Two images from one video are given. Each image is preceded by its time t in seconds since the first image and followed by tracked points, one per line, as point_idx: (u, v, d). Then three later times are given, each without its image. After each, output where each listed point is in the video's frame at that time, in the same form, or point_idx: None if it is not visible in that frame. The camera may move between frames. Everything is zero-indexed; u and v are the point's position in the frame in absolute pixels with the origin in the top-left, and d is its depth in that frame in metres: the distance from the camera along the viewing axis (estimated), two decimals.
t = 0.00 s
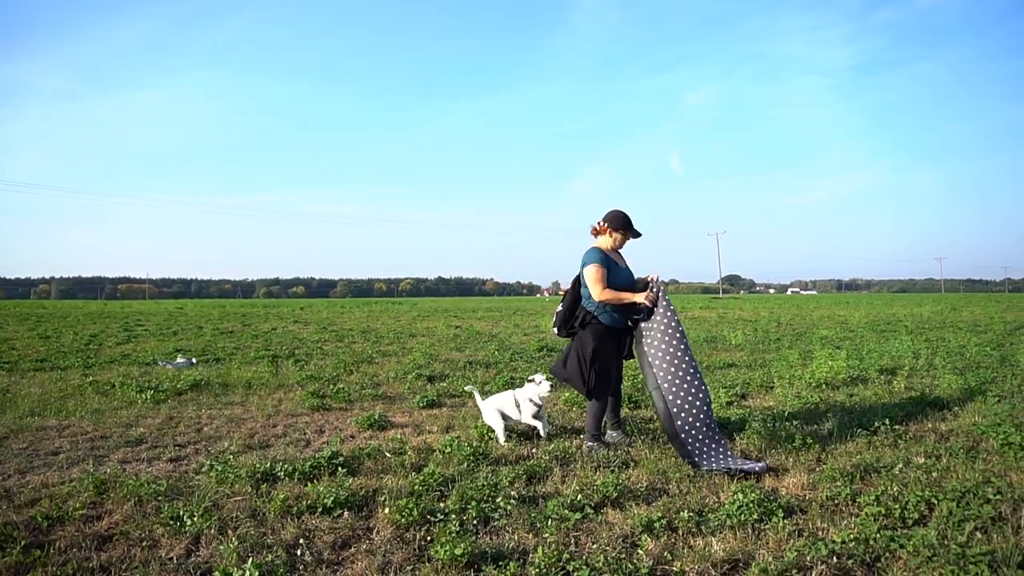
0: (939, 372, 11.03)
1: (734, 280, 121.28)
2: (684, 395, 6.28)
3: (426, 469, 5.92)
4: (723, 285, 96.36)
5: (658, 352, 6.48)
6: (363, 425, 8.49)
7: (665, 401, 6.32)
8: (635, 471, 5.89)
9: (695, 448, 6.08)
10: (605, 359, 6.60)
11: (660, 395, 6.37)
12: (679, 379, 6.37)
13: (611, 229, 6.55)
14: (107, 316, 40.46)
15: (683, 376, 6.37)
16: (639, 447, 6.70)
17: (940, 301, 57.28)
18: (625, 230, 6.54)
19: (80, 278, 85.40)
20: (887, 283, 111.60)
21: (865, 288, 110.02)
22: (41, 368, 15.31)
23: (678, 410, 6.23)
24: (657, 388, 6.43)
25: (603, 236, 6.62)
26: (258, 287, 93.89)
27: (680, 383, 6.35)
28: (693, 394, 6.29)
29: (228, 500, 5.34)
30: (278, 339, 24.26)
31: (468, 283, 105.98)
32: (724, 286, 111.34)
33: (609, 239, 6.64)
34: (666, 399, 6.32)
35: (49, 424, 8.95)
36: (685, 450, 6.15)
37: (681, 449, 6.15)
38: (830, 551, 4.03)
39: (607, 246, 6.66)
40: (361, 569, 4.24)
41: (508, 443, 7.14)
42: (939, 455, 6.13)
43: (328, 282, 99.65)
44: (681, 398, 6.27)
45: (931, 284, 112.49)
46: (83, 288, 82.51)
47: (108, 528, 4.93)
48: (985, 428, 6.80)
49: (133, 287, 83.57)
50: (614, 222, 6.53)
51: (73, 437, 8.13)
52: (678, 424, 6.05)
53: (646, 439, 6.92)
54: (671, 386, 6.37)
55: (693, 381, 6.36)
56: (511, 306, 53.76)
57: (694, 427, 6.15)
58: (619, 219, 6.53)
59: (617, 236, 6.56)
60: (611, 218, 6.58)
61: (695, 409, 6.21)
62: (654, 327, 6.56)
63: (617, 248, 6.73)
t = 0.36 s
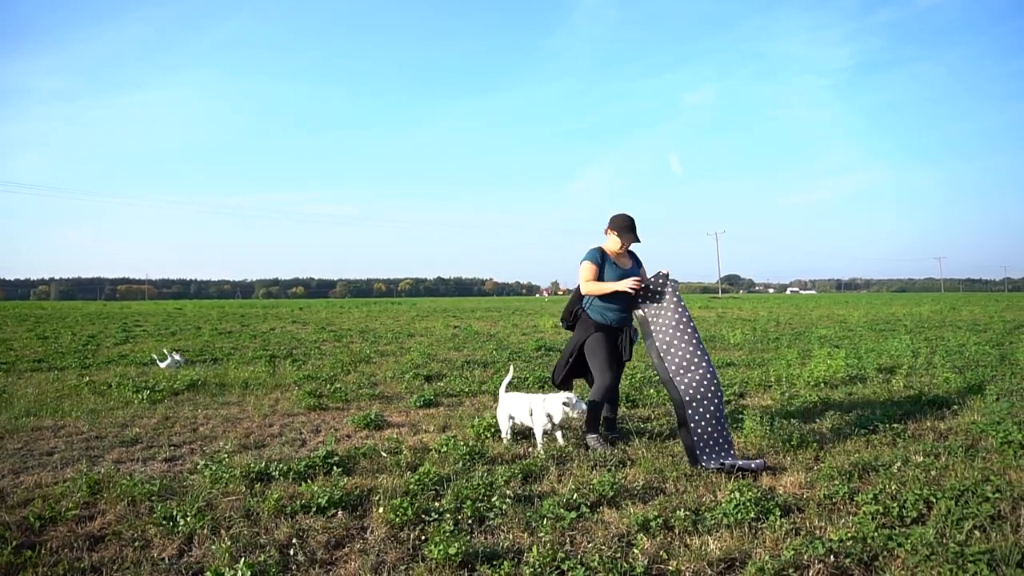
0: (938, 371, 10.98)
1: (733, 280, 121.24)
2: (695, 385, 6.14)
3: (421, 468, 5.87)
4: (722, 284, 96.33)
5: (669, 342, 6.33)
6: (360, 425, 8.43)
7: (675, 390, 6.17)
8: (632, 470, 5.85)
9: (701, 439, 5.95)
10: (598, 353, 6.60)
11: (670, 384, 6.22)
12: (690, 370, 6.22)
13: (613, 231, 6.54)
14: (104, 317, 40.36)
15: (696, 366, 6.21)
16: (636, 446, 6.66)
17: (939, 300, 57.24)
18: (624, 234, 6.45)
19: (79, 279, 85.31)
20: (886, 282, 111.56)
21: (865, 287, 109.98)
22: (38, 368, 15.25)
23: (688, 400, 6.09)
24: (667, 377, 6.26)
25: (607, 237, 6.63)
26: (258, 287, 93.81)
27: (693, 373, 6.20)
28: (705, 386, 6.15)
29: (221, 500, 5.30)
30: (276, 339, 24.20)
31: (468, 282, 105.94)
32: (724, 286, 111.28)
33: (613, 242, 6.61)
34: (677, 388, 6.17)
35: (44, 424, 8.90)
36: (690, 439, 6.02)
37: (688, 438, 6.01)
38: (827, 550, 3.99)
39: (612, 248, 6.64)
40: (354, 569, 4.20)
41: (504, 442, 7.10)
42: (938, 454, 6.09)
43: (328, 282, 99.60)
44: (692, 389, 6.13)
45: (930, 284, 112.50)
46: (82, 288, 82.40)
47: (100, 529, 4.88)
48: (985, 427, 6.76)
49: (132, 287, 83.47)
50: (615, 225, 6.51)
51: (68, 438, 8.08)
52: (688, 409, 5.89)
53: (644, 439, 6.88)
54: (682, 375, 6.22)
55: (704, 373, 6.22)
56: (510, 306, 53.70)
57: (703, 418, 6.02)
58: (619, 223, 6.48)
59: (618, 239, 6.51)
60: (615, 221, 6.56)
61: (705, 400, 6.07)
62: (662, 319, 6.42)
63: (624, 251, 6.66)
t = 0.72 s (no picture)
0: (934, 373, 10.97)
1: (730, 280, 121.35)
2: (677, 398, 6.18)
3: (415, 469, 5.82)
4: (718, 285, 96.43)
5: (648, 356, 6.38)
6: (353, 424, 8.37)
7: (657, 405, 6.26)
8: (627, 471, 5.81)
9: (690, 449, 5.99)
10: (587, 352, 6.59)
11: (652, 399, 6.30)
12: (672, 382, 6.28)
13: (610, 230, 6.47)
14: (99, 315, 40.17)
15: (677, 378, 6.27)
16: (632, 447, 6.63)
17: (935, 301, 57.36)
18: (621, 234, 6.38)
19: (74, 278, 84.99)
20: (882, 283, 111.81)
21: (861, 289, 110.16)
22: (30, 366, 15.12)
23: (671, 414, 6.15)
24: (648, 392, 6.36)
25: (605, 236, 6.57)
26: (254, 286, 93.64)
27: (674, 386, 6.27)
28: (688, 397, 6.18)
29: (212, 501, 5.23)
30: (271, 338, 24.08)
31: (464, 282, 105.80)
32: (720, 287, 111.39)
33: (611, 241, 6.55)
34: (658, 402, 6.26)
35: (35, 423, 8.81)
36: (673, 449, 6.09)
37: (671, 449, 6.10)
38: (824, 553, 3.95)
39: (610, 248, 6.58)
40: (345, 571, 4.14)
41: (499, 443, 7.04)
42: (935, 455, 6.06)
43: (324, 281, 99.32)
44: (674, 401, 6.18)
45: (926, 285, 112.80)
46: (77, 285, 82.04)
47: (88, 529, 4.81)
48: (981, 429, 6.74)
49: (128, 286, 83.29)
50: (612, 224, 6.44)
51: (58, 437, 7.99)
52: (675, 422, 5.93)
53: (639, 440, 6.84)
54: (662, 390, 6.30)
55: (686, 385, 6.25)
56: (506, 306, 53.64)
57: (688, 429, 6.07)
58: (617, 222, 6.41)
59: (616, 239, 6.44)
60: (613, 219, 6.49)
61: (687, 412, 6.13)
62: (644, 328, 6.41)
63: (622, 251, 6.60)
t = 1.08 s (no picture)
0: (933, 372, 10.93)
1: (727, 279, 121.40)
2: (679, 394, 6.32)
3: (412, 470, 5.76)
4: (716, 284, 96.47)
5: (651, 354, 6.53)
6: (350, 425, 8.31)
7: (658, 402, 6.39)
8: (626, 472, 5.76)
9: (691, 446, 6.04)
10: (586, 352, 6.49)
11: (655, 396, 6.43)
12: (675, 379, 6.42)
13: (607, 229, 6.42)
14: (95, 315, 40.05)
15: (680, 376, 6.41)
16: (631, 446, 6.58)
17: (933, 300, 57.41)
18: (619, 232, 6.33)
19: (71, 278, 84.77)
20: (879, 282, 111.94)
21: (858, 288, 110.30)
22: (26, 367, 15.02)
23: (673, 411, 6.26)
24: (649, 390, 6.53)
25: (602, 236, 6.52)
26: (251, 286, 93.47)
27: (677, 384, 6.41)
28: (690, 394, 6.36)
29: (207, 503, 5.17)
30: (268, 338, 23.99)
31: (462, 282, 105.75)
32: (718, 286, 111.50)
33: (609, 240, 6.50)
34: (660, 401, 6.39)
35: (29, 424, 8.73)
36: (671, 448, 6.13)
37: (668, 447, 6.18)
38: (826, 554, 3.90)
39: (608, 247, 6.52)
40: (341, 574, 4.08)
41: (497, 443, 6.99)
42: (936, 455, 6.02)
43: (322, 281, 99.18)
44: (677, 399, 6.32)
45: (923, 284, 112.95)
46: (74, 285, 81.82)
47: (81, 532, 4.74)
48: (983, 429, 6.70)
49: (126, 286, 83.12)
50: (609, 221, 6.39)
51: (52, 438, 7.92)
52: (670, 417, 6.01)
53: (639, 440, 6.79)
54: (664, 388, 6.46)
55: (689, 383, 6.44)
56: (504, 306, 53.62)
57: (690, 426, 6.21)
58: (615, 220, 6.36)
59: (614, 237, 6.38)
60: (610, 218, 6.44)
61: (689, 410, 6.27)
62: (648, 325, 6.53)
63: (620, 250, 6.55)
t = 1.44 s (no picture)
0: (926, 372, 10.94)
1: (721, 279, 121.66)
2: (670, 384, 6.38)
3: (404, 472, 5.71)
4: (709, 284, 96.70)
5: (640, 345, 6.46)
6: (343, 425, 8.25)
7: (651, 394, 6.40)
8: (620, 473, 5.72)
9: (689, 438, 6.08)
10: (580, 352, 6.44)
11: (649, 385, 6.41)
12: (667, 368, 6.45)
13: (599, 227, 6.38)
14: (87, 314, 39.79)
15: (673, 366, 6.43)
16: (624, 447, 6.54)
17: (925, 301, 57.84)
18: (610, 231, 6.31)
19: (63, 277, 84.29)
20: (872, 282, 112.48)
21: (852, 288, 110.79)
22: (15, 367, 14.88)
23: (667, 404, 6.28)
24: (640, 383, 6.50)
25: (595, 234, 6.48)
26: (245, 285, 93.17)
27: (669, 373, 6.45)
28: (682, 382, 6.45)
29: (196, 505, 5.10)
30: (261, 338, 23.87)
31: (457, 281, 105.80)
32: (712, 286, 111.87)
33: (600, 239, 6.47)
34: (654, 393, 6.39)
35: (17, 424, 8.63)
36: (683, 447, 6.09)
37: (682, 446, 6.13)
38: (821, 557, 3.87)
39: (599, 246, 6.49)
40: None
41: (489, 444, 6.94)
42: (930, 456, 6.01)
43: (316, 280, 98.94)
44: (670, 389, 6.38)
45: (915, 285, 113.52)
46: (66, 284, 81.35)
47: (67, 535, 4.67)
48: (977, 429, 6.70)
49: (118, 285, 82.73)
50: (603, 221, 6.34)
51: (40, 439, 7.82)
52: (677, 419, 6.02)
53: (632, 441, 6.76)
54: (654, 378, 6.48)
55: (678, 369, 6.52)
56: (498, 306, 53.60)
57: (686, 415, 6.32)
58: (608, 219, 6.30)
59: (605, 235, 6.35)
60: (603, 217, 6.40)
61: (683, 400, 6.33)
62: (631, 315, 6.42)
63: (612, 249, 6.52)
